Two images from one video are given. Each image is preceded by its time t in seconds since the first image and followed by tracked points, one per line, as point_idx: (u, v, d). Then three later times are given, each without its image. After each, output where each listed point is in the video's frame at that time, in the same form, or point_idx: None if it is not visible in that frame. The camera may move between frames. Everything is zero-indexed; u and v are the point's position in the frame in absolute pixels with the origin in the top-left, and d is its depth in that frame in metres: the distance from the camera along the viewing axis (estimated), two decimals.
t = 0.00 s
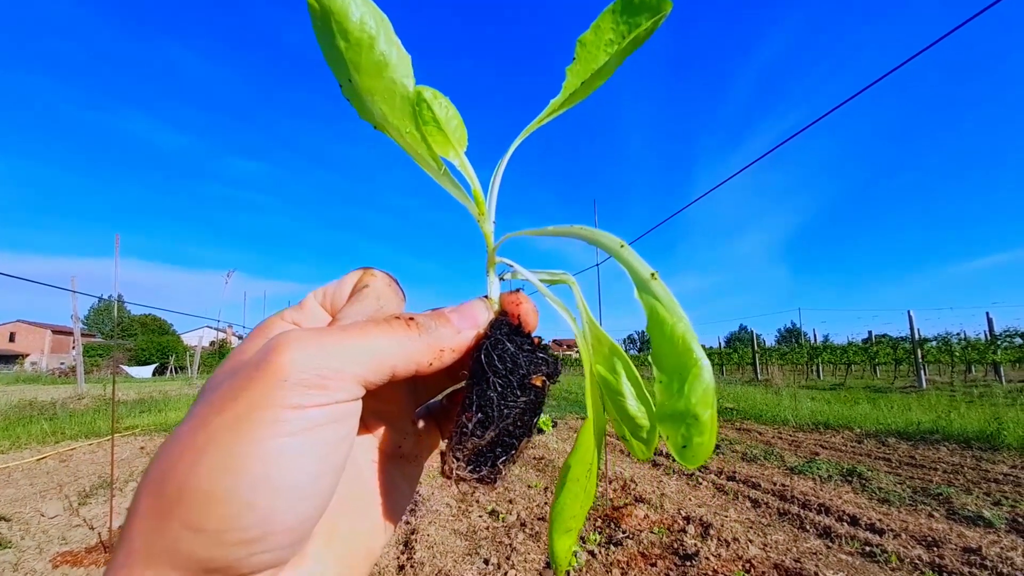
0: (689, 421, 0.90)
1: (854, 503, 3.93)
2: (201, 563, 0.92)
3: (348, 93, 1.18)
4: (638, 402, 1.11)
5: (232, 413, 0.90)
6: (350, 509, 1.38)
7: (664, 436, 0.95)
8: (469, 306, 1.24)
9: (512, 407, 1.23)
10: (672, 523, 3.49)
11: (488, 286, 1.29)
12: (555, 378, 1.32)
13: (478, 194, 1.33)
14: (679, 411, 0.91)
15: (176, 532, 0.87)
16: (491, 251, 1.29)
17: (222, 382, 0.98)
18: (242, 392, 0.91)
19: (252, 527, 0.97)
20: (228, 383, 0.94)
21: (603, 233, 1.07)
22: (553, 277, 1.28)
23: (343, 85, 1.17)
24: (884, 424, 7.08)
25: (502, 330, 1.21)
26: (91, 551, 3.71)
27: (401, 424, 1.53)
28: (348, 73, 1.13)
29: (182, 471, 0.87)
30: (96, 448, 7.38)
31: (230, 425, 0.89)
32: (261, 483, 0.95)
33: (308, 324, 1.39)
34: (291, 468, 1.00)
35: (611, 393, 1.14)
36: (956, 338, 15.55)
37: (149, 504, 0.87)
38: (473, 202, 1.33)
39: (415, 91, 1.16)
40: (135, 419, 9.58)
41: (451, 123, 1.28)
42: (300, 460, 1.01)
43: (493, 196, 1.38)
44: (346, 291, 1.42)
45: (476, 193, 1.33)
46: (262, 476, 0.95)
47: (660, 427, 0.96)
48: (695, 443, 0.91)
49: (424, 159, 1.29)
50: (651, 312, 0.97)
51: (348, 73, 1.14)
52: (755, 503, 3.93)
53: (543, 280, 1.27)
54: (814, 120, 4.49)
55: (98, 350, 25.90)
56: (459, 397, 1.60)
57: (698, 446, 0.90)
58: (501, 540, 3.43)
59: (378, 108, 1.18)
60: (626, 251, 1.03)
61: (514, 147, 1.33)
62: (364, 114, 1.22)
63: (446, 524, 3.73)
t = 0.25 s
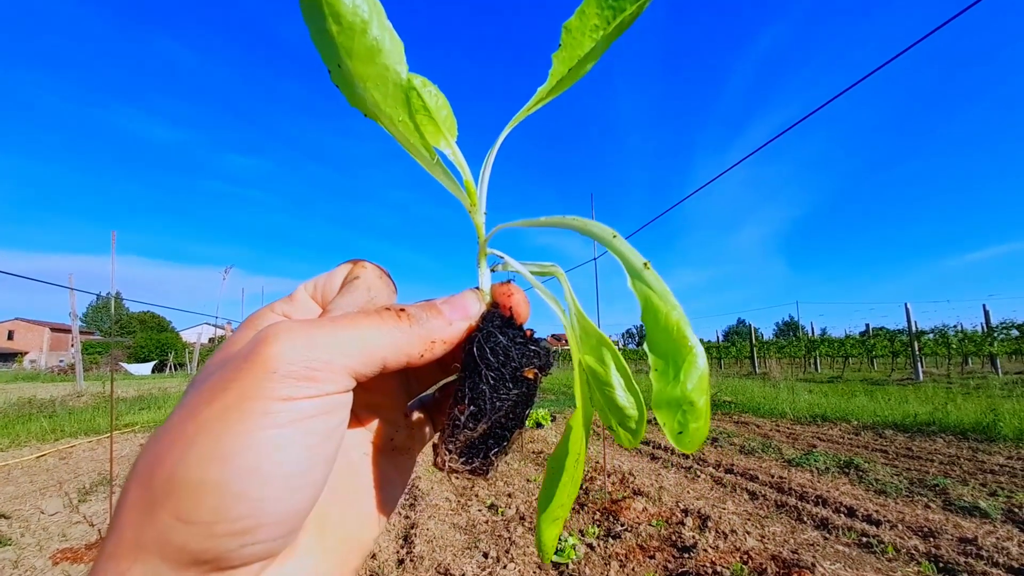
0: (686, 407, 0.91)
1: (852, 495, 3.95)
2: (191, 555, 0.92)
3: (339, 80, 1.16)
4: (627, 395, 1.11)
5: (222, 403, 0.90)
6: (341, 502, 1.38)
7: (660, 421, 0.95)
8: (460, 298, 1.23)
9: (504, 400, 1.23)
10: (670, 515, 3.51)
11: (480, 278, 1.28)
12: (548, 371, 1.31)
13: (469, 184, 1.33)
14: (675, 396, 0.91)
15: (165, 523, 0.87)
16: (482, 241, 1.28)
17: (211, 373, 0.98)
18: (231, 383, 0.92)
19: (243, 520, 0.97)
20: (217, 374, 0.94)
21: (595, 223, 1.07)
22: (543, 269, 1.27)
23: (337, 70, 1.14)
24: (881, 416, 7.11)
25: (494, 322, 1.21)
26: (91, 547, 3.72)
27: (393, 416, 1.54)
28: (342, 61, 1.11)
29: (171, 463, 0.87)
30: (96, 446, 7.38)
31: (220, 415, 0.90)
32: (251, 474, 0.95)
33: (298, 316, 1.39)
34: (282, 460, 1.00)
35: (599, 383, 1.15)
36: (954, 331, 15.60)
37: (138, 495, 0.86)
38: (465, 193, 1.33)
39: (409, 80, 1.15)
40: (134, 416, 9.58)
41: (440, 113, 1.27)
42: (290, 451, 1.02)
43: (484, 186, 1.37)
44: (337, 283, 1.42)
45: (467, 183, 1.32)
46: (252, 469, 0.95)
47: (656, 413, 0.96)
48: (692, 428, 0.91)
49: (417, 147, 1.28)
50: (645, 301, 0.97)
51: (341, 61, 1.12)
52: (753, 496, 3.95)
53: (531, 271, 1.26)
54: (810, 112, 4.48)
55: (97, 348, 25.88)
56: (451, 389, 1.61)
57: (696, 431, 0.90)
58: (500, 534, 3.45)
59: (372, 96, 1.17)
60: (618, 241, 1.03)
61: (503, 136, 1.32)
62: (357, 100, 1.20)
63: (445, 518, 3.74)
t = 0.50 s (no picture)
0: (699, 409, 0.92)
1: (850, 490, 3.96)
2: (188, 562, 0.92)
3: (341, 72, 1.17)
4: (632, 398, 1.11)
5: (216, 409, 0.90)
6: (341, 505, 1.38)
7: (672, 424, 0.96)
8: (461, 299, 1.22)
9: (507, 404, 1.22)
10: (669, 511, 3.51)
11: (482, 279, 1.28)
12: (551, 374, 1.30)
13: (472, 183, 1.32)
14: (688, 400, 0.93)
15: (160, 530, 0.87)
16: (484, 242, 1.27)
17: (206, 377, 0.98)
18: (226, 388, 0.91)
19: (239, 526, 0.97)
20: (212, 378, 0.93)
21: (599, 224, 1.06)
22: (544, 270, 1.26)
23: (338, 62, 1.15)
24: (880, 411, 7.13)
25: (496, 325, 1.21)
26: (90, 546, 3.71)
27: (393, 419, 1.53)
28: (344, 52, 1.11)
29: (165, 470, 0.87)
30: (94, 444, 7.38)
31: (214, 421, 0.89)
32: (248, 481, 0.95)
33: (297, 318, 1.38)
34: (278, 466, 1.00)
35: (603, 385, 1.14)
36: (952, 325, 15.63)
37: (133, 501, 0.86)
38: (468, 192, 1.32)
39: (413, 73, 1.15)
40: (133, 415, 9.57)
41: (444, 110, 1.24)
42: (287, 457, 1.01)
43: (486, 186, 1.36)
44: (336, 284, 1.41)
45: (470, 183, 1.32)
46: (248, 475, 0.95)
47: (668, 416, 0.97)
48: (704, 429, 0.93)
49: (418, 145, 1.27)
50: (654, 304, 0.97)
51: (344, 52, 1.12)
52: (752, 491, 3.96)
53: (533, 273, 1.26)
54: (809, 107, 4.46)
55: (95, 346, 25.84)
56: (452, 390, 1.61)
57: (708, 433, 0.92)
58: (500, 530, 3.45)
59: (373, 89, 1.17)
60: (625, 243, 1.03)
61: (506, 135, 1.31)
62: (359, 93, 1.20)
63: (445, 515, 3.74)
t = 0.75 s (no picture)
0: (701, 411, 0.92)
1: (848, 487, 3.97)
2: (187, 564, 0.92)
3: (349, 65, 1.15)
4: (629, 398, 1.12)
5: (216, 411, 0.89)
6: (341, 505, 1.37)
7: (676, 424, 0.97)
8: (462, 299, 1.22)
9: (510, 406, 1.22)
10: (668, 508, 3.52)
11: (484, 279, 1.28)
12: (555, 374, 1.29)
13: (477, 183, 1.31)
14: (692, 401, 0.93)
15: (160, 532, 0.87)
16: (486, 240, 1.27)
17: (205, 378, 0.97)
18: (224, 390, 0.90)
19: (239, 528, 0.97)
20: (210, 380, 0.93)
21: (603, 227, 1.06)
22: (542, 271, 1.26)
23: (347, 55, 1.13)
24: (878, 408, 7.14)
25: (498, 326, 1.21)
26: (89, 544, 3.71)
27: (393, 418, 1.53)
28: (356, 45, 1.09)
29: (163, 473, 0.86)
30: (93, 442, 7.37)
31: (213, 423, 0.89)
32: (247, 482, 0.95)
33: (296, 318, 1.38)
34: (278, 467, 1.00)
35: (599, 385, 1.15)
36: (950, 323, 15.65)
37: (132, 504, 0.86)
38: (472, 190, 1.31)
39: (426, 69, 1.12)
40: (132, 413, 9.57)
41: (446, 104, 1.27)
42: (287, 458, 1.01)
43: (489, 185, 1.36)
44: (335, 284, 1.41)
45: (475, 182, 1.31)
46: (248, 476, 0.95)
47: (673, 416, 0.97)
48: (706, 430, 0.93)
49: (426, 142, 1.26)
50: (655, 308, 0.98)
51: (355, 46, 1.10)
52: (750, 488, 3.97)
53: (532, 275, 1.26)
54: (808, 105, 4.46)
55: (94, 345, 25.82)
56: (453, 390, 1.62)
57: (709, 433, 0.92)
58: (499, 527, 3.46)
59: (386, 84, 1.15)
60: (627, 247, 1.04)
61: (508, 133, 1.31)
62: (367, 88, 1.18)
63: (444, 513, 3.75)
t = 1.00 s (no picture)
0: (696, 410, 0.93)
1: (847, 484, 3.98)
2: (188, 566, 0.93)
3: (359, 55, 1.14)
4: (619, 403, 1.12)
5: (214, 413, 0.89)
6: (341, 504, 1.37)
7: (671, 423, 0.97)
8: (459, 296, 1.22)
9: (509, 405, 1.23)
10: (667, 505, 3.53)
11: (481, 278, 1.28)
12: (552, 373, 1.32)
13: (479, 180, 1.32)
14: (688, 400, 0.94)
15: (160, 534, 0.87)
16: (485, 240, 1.27)
17: (201, 380, 0.97)
18: (222, 392, 0.90)
19: (239, 529, 0.97)
20: (208, 381, 0.93)
21: (602, 230, 1.07)
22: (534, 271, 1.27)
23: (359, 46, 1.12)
24: (877, 406, 7.15)
25: (497, 326, 1.22)
26: (89, 542, 3.72)
27: (389, 416, 1.53)
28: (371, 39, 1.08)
29: (162, 475, 0.86)
30: (93, 440, 7.37)
31: (211, 425, 0.89)
32: (247, 484, 0.95)
33: (292, 316, 1.37)
34: (277, 468, 1.00)
35: (588, 385, 1.16)
36: (949, 321, 15.67)
37: (130, 506, 0.86)
38: (473, 187, 1.32)
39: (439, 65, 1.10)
40: (132, 411, 9.57)
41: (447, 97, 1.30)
42: (286, 459, 1.01)
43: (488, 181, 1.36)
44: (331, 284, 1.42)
45: (478, 179, 1.31)
46: (247, 478, 0.95)
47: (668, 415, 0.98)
48: (700, 429, 0.94)
49: (431, 136, 1.27)
50: (653, 311, 1.00)
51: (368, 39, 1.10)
52: (749, 485, 3.97)
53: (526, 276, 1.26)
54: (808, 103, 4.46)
55: (93, 343, 25.80)
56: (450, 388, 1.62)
57: (703, 432, 0.93)
58: (499, 525, 3.47)
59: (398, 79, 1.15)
60: (625, 251, 1.05)
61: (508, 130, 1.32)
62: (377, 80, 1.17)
63: (444, 510, 3.75)
